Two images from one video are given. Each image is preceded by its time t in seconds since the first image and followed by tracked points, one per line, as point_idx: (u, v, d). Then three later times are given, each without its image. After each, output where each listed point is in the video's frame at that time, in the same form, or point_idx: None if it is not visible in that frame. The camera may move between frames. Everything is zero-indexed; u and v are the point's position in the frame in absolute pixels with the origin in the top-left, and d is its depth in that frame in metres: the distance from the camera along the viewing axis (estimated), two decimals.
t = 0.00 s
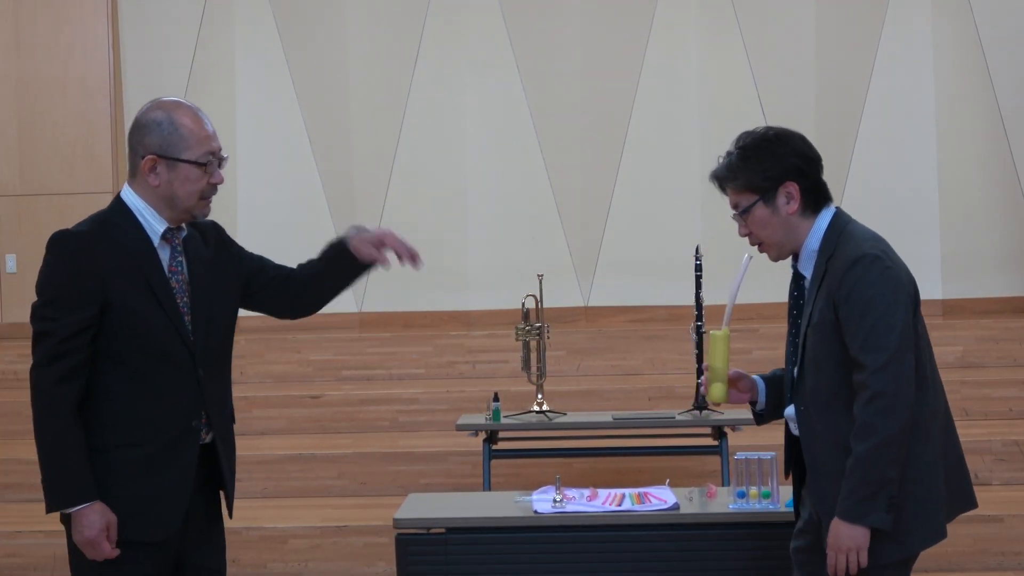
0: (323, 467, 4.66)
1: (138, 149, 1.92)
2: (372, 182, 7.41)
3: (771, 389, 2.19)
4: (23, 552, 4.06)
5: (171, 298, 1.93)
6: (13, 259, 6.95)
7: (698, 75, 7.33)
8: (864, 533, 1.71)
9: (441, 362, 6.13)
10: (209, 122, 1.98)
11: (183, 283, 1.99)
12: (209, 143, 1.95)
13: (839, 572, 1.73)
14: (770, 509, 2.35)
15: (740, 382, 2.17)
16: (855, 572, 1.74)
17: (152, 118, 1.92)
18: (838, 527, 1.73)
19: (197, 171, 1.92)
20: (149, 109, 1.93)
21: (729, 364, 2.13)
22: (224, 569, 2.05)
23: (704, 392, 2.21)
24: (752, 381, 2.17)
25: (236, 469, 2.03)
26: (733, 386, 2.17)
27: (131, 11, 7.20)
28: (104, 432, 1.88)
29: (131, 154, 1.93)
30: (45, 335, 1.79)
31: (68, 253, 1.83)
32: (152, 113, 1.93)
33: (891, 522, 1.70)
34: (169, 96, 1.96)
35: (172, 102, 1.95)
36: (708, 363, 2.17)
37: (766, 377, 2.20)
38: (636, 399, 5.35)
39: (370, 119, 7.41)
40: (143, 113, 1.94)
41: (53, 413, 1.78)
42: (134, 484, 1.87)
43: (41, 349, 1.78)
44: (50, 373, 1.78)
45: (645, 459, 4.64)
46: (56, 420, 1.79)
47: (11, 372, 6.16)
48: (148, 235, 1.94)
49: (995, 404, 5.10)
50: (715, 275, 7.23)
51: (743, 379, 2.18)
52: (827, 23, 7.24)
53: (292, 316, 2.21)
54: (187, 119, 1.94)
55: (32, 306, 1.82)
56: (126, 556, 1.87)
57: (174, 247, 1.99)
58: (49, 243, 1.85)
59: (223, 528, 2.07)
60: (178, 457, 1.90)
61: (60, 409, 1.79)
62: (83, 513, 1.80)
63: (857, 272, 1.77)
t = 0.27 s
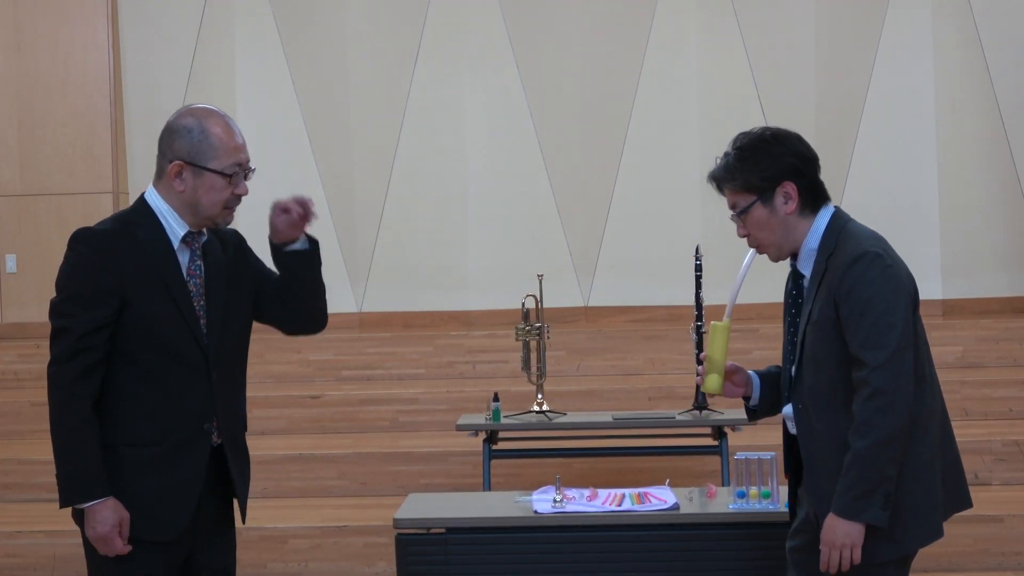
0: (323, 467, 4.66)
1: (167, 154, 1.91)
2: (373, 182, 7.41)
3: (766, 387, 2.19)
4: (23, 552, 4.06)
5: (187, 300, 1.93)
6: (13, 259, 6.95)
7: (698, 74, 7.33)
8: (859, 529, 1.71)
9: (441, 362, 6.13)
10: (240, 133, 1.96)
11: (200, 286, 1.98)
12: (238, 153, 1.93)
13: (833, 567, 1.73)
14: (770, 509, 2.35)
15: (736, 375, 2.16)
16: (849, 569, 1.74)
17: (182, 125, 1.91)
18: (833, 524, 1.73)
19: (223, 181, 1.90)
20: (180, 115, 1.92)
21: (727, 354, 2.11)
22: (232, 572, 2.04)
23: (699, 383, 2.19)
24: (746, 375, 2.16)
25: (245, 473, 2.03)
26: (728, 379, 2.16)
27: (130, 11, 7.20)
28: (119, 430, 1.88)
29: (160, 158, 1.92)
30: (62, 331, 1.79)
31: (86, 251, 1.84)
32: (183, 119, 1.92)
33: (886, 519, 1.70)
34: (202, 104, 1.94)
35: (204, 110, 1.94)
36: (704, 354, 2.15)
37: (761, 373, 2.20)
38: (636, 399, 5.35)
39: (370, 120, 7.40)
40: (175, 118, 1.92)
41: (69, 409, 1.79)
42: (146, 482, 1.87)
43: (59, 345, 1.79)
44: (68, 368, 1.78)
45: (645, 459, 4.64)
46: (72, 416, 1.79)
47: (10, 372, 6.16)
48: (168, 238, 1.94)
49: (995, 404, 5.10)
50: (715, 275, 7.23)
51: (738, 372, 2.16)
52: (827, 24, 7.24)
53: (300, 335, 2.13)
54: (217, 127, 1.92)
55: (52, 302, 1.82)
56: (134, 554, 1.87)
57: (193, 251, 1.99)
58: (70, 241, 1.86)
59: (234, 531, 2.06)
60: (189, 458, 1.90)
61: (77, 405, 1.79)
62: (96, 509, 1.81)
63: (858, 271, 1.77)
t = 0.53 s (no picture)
0: (323, 467, 4.66)
1: (175, 154, 1.92)
2: (373, 182, 7.41)
3: (761, 391, 2.18)
4: (23, 552, 4.05)
5: (193, 302, 1.93)
6: (13, 259, 6.95)
7: (698, 74, 7.33)
8: (861, 530, 1.71)
9: (441, 362, 6.13)
10: (249, 134, 1.97)
11: (206, 288, 1.98)
12: (246, 154, 1.94)
13: (836, 569, 1.73)
14: (770, 509, 2.35)
15: (729, 380, 2.17)
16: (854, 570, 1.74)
17: (191, 125, 1.92)
18: (835, 525, 1.73)
19: (231, 182, 1.91)
20: (189, 116, 1.93)
21: (719, 359, 2.11)
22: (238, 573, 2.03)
23: (693, 387, 2.19)
24: (740, 380, 2.16)
25: (250, 475, 2.02)
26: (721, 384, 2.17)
27: (130, 11, 7.20)
28: (124, 429, 1.88)
29: (168, 158, 1.93)
30: (68, 331, 1.79)
31: (92, 251, 1.84)
32: (192, 120, 1.93)
33: (887, 519, 1.70)
34: (211, 104, 1.96)
35: (213, 110, 1.95)
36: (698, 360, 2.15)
37: (756, 377, 2.20)
38: (636, 399, 5.35)
39: (370, 120, 7.40)
40: (184, 119, 1.94)
41: (74, 409, 1.79)
42: (151, 482, 1.87)
43: (65, 346, 1.79)
44: (73, 368, 1.78)
45: (645, 459, 4.64)
46: (77, 416, 1.79)
47: (10, 372, 6.16)
48: (175, 238, 1.94)
49: (995, 404, 5.10)
50: (715, 276, 7.23)
51: (731, 377, 2.16)
52: (827, 24, 7.24)
53: (299, 353, 2.23)
54: (226, 128, 1.93)
55: (58, 302, 1.82)
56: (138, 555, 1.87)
57: (200, 252, 1.99)
58: (77, 242, 1.86)
59: (241, 533, 2.05)
60: (194, 458, 1.90)
61: (83, 405, 1.79)
62: (101, 509, 1.81)
63: (850, 272, 1.77)
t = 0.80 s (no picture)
0: (323, 467, 4.66)
1: (178, 154, 1.92)
2: (373, 182, 7.41)
3: (755, 395, 2.19)
4: (23, 552, 4.06)
5: (196, 301, 1.92)
6: (13, 259, 6.96)
7: (698, 74, 7.33)
8: (859, 532, 1.71)
9: (441, 362, 6.13)
10: (253, 134, 1.97)
11: (211, 287, 1.97)
12: (250, 154, 1.94)
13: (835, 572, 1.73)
14: (770, 509, 2.34)
15: (724, 386, 2.17)
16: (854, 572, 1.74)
17: (196, 125, 1.92)
18: (832, 527, 1.73)
19: (234, 182, 1.91)
20: (194, 115, 1.93)
21: (714, 362, 2.10)
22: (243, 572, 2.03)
23: (687, 393, 2.18)
24: (734, 385, 2.16)
25: (258, 474, 2.01)
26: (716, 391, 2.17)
27: (130, 11, 7.20)
28: (127, 429, 1.88)
29: (172, 158, 1.93)
30: (69, 332, 1.79)
31: (93, 252, 1.84)
32: (197, 120, 1.93)
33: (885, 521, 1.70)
34: (216, 104, 1.96)
35: (218, 110, 1.95)
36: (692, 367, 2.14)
37: (750, 381, 2.21)
38: (636, 399, 5.35)
39: (370, 120, 7.40)
40: (188, 119, 1.94)
41: (75, 409, 1.78)
42: (153, 482, 1.87)
43: (66, 346, 1.79)
44: (74, 368, 1.78)
45: (645, 459, 4.64)
46: (78, 416, 1.79)
47: (11, 372, 6.16)
48: (178, 238, 1.94)
49: (996, 404, 5.10)
50: (715, 276, 7.23)
51: (725, 382, 2.16)
52: (827, 24, 7.24)
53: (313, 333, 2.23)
54: (229, 129, 1.93)
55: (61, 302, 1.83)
56: (139, 555, 1.86)
57: (204, 252, 1.98)
58: (81, 241, 1.86)
59: (246, 532, 2.05)
60: (197, 458, 1.89)
61: (83, 406, 1.79)
62: (99, 510, 1.81)
63: (844, 273, 1.77)
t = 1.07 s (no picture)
0: (323, 467, 4.66)
1: (177, 152, 1.91)
2: (373, 182, 7.41)
3: (752, 397, 2.20)
4: (23, 552, 4.06)
5: (199, 299, 1.92)
6: (13, 259, 6.96)
7: (698, 73, 7.34)
8: (856, 533, 1.71)
9: (441, 362, 6.13)
10: (251, 132, 1.96)
11: (213, 285, 1.98)
12: (249, 152, 1.93)
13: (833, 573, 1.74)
14: (770, 509, 2.35)
15: (721, 389, 2.16)
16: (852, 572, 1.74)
17: (193, 123, 1.91)
18: (830, 528, 1.73)
19: (233, 180, 1.90)
20: (192, 113, 1.92)
21: (711, 368, 2.10)
22: (250, 570, 2.03)
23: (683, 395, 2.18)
24: (731, 388, 2.16)
25: (273, 470, 2.01)
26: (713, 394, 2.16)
27: (130, 10, 7.20)
28: (132, 429, 1.88)
29: (170, 156, 1.92)
30: (72, 334, 1.80)
31: (94, 253, 1.84)
32: (195, 117, 1.92)
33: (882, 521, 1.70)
34: (214, 102, 1.95)
35: (216, 108, 1.94)
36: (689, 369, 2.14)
37: (748, 383, 2.21)
38: (636, 399, 5.35)
39: (369, 120, 7.40)
40: (186, 117, 1.93)
41: (78, 411, 1.79)
42: (159, 482, 1.87)
43: (70, 348, 1.79)
44: (78, 370, 1.78)
45: (645, 459, 4.64)
46: (82, 418, 1.79)
47: (11, 372, 6.16)
48: (179, 237, 1.93)
49: (996, 404, 5.10)
50: (715, 276, 7.24)
51: (722, 385, 2.16)
52: (827, 24, 7.23)
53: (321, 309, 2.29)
54: (228, 126, 1.92)
55: (63, 305, 1.83)
56: (147, 556, 1.86)
57: (205, 250, 1.98)
58: (81, 243, 1.86)
59: (253, 529, 2.05)
60: (204, 456, 1.90)
61: (87, 407, 1.79)
62: (106, 512, 1.81)
63: (840, 273, 1.77)
